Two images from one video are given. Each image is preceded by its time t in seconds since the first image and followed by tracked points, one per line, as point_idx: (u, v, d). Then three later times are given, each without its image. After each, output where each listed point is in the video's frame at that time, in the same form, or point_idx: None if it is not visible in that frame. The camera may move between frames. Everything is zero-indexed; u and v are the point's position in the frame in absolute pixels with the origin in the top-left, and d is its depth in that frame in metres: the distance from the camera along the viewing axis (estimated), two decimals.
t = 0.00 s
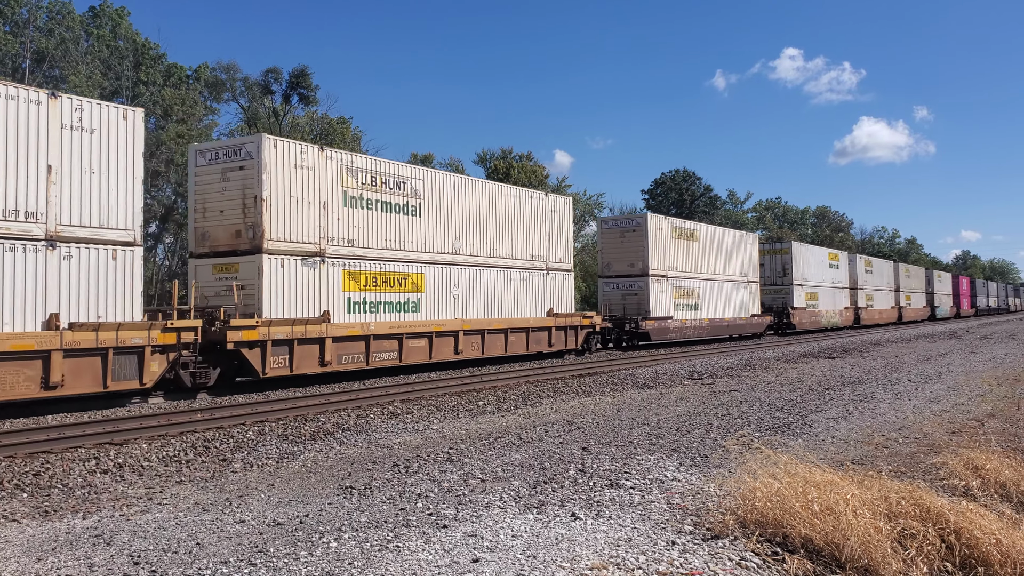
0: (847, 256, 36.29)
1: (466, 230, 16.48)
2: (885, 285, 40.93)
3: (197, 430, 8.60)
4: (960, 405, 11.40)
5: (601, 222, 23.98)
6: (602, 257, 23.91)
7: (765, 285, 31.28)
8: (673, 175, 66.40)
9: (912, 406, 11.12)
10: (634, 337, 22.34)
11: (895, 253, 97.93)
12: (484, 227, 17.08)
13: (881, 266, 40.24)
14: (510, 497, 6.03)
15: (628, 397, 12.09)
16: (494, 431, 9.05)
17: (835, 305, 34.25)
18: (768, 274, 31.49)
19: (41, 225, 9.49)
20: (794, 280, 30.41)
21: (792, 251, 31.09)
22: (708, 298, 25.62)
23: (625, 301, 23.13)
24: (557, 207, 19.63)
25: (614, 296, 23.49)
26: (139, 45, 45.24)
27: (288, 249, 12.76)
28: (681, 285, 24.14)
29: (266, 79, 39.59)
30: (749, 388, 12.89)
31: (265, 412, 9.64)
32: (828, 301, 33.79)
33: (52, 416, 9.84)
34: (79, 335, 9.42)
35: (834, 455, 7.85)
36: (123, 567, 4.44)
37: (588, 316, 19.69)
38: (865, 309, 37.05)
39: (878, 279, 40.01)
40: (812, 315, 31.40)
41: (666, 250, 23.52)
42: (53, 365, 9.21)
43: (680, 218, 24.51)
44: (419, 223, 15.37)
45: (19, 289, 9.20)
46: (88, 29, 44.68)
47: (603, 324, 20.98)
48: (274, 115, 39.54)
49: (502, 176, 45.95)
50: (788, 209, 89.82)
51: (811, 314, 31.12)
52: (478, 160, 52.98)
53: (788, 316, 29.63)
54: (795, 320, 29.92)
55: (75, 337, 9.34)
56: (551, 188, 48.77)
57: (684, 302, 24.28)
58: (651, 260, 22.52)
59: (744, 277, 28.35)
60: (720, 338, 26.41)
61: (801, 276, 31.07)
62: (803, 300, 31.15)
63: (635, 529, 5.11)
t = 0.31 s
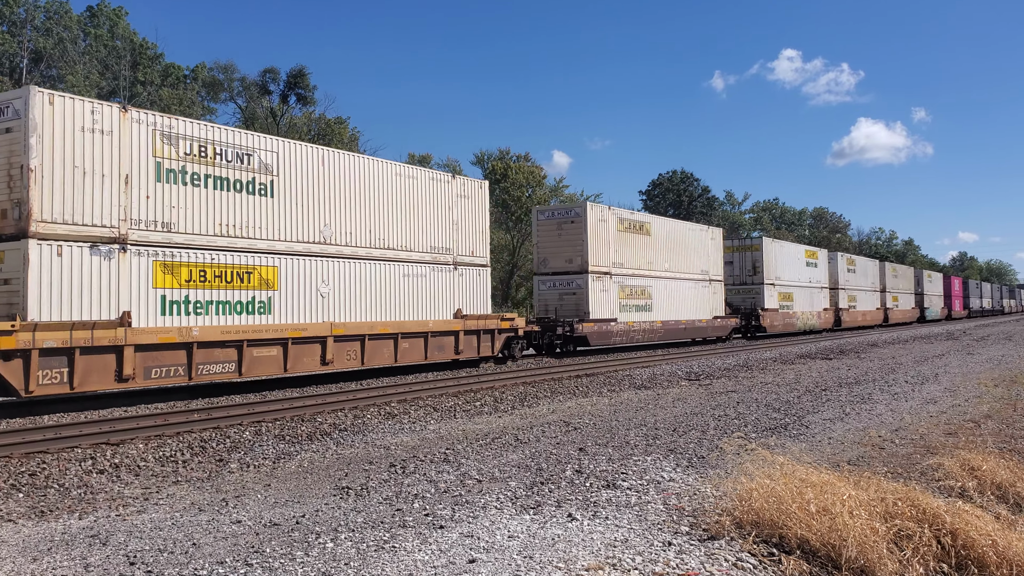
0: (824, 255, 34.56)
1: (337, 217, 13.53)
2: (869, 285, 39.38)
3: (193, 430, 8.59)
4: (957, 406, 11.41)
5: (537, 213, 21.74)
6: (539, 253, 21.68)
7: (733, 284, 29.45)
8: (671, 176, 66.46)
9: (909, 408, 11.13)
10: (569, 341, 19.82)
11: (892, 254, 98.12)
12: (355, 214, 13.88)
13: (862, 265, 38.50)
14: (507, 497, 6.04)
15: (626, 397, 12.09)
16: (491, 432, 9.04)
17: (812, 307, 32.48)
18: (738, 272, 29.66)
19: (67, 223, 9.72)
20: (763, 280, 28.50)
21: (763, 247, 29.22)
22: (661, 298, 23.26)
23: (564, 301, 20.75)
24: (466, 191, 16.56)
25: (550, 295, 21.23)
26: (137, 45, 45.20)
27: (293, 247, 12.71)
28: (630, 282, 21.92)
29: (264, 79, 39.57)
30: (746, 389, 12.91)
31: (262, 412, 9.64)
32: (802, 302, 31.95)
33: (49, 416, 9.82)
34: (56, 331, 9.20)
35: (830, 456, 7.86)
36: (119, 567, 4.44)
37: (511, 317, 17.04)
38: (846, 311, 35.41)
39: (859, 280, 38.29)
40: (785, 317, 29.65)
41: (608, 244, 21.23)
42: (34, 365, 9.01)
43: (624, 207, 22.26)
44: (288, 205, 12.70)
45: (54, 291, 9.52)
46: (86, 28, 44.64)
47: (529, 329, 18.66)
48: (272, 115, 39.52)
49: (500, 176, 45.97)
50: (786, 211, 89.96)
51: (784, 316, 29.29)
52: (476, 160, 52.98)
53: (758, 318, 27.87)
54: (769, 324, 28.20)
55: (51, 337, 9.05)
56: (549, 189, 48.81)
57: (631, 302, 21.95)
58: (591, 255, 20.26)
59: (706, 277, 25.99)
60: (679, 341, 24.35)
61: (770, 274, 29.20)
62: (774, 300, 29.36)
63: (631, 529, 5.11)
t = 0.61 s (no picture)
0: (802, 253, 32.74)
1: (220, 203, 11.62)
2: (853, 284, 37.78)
3: (190, 431, 8.58)
4: (954, 407, 11.43)
5: (464, 201, 19.38)
6: (466, 248, 19.36)
7: (701, 283, 27.83)
8: (669, 178, 66.53)
9: (906, 409, 11.13)
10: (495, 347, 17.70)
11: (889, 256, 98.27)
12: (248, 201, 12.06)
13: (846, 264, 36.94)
14: (504, 497, 6.04)
15: (623, 398, 12.10)
16: (489, 432, 9.05)
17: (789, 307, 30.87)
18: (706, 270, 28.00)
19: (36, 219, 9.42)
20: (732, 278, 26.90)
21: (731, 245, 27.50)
22: (606, 296, 21.04)
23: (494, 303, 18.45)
24: (361, 169, 14.19)
25: (479, 294, 18.99)
26: (135, 45, 45.19)
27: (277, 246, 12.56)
28: (571, 280, 19.81)
29: (262, 79, 39.55)
30: (743, 389, 12.93)
31: (260, 412, 9.63)
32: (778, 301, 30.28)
33: (46, 416, 9.80)
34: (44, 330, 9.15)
35: (827, 456, 7.85)
36: (115, 567, 4.43)
37: (415, 319, 14.68)
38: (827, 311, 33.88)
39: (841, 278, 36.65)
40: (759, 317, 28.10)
41: (545, 238, 19.06)
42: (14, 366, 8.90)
43: (566, 196, 20.00)
44: (190, 195, 11.22)
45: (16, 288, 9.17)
46: (83, 28, 44.58)
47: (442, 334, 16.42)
48: (269, 115, 39.51)
49: (498, 177, 46.01)
50: (784, 212, 90.05)
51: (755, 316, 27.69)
52: (474, 161, 52.99)
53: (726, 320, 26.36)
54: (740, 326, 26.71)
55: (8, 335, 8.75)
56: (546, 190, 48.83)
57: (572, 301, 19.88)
58: (522, 250, 18.12)
59: (664, 273, 24.05)
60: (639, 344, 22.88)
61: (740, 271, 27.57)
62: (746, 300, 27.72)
63: (628, 530, 5.12)
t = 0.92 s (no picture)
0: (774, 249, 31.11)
1: (165, 199, 10.75)
2: (835, 283, 36.92)
3: (187, 431, 8.57)
4: (951, 407, 11.44)
5: (370, 185, 17.24)
6: (372, 239, 17.20)
7: (665, 281, 26.84)
8: (667, 178, 66.56)
9: (904, 408, 11.15)
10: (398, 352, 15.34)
11: (886, 256, 98.36)
12: (227, 203, 11.67)
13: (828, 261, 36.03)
14: (502, 497, 6.04)
15: (621, 398, 12.13)
16: (486, 432, 9.07)
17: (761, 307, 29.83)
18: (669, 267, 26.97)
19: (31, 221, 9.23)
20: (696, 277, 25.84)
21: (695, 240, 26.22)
22: (539, 295, 18.92)
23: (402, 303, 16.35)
24: (207, 141, 11.49)
25: (385, 292, 16.83)
26: (132, 44, 45.17)
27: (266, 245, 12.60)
28: (499, 279, 17.71)
29: (260, 79, 39.55)
30: (741, 389, 12.94)
31: (257, 412, 9.63)
32: (749, 300, 29.18)
33: (43, 416, 9.79)
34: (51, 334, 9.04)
35: (825, 457, 7.85)
36: (111, 567, 4.42)
37: (282, 324, 12.06)
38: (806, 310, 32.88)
39: (822, 277, 35.60)
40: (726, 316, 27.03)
41: (465, 230, 17.00)
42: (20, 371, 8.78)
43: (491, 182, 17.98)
44: (145, 191, 10.51)
45: None
46: (80, 27, 44.50)
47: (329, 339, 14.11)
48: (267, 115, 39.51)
49: (495, 177, 46.05)
50: (781, 211, 90.11)
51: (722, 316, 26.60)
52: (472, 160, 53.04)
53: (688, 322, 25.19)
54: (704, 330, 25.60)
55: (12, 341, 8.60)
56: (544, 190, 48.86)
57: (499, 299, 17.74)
58: (433, 241, 16.00)
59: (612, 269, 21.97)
60: (594, 347, 21.63)
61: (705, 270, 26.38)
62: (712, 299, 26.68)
63: (625, 530, 5.12)
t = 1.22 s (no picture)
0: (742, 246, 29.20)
1: None
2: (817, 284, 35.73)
3: (185, 431, 8.58)
4: (948, 407, 11.45)
5: (242, 163, 14.56)
6: (243, 229, 14.55)
7: (621, 278, 25.09)
8: (664, 178, 66.57)
9: (901, 409, 11.16)
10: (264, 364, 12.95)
11: (883, 256, 98.43)
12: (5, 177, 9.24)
13: (806, 260, 34.64)
14: (500, 498, 6.04)
15: (618, 398, 12.14)
16: (484, 432, 9.07)
17: (729, 308, 28.02)
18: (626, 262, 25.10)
19: None
20: (654, 274, 24.10)
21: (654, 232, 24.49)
22: (453, 295, 16.53)
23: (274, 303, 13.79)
24: None
25: (257, 291, 14.16)
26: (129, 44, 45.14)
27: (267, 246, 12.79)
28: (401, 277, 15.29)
29: (257, 79, 39.53)
30: (738, 390, 12.95)
31: (254, 412, 9.63)
32: (715, 302, 27.35)
33: (39, 417, 9.80)
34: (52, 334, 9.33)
35: (822, 457, 7.84)
36: (108, 568, 4.41)
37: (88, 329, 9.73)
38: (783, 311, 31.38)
39: (799, 276, 34.09)
40: (689, 317, 25.23)
41: (356, 219, 14.48)
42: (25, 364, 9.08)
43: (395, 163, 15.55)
44: None
45: None
46: (78, 27, 44.44)
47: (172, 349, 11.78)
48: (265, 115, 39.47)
49: (493, 177, 46.05)
50: (778, 211, 90.16)
51: (683, 316, 24.78)
52: (469, 161, 53.05)
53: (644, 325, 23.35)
54: (664, 334, 23.87)
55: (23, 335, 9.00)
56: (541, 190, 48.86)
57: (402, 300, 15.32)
58: (314, 230, 13.55)
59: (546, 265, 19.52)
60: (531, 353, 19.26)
61: (664, 267, 24.60)
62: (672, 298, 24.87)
63: (623, 530, 5.11)
